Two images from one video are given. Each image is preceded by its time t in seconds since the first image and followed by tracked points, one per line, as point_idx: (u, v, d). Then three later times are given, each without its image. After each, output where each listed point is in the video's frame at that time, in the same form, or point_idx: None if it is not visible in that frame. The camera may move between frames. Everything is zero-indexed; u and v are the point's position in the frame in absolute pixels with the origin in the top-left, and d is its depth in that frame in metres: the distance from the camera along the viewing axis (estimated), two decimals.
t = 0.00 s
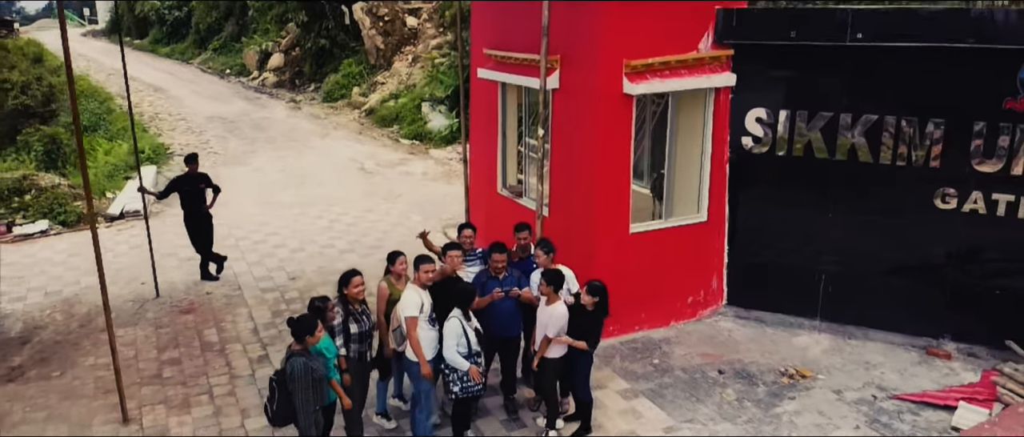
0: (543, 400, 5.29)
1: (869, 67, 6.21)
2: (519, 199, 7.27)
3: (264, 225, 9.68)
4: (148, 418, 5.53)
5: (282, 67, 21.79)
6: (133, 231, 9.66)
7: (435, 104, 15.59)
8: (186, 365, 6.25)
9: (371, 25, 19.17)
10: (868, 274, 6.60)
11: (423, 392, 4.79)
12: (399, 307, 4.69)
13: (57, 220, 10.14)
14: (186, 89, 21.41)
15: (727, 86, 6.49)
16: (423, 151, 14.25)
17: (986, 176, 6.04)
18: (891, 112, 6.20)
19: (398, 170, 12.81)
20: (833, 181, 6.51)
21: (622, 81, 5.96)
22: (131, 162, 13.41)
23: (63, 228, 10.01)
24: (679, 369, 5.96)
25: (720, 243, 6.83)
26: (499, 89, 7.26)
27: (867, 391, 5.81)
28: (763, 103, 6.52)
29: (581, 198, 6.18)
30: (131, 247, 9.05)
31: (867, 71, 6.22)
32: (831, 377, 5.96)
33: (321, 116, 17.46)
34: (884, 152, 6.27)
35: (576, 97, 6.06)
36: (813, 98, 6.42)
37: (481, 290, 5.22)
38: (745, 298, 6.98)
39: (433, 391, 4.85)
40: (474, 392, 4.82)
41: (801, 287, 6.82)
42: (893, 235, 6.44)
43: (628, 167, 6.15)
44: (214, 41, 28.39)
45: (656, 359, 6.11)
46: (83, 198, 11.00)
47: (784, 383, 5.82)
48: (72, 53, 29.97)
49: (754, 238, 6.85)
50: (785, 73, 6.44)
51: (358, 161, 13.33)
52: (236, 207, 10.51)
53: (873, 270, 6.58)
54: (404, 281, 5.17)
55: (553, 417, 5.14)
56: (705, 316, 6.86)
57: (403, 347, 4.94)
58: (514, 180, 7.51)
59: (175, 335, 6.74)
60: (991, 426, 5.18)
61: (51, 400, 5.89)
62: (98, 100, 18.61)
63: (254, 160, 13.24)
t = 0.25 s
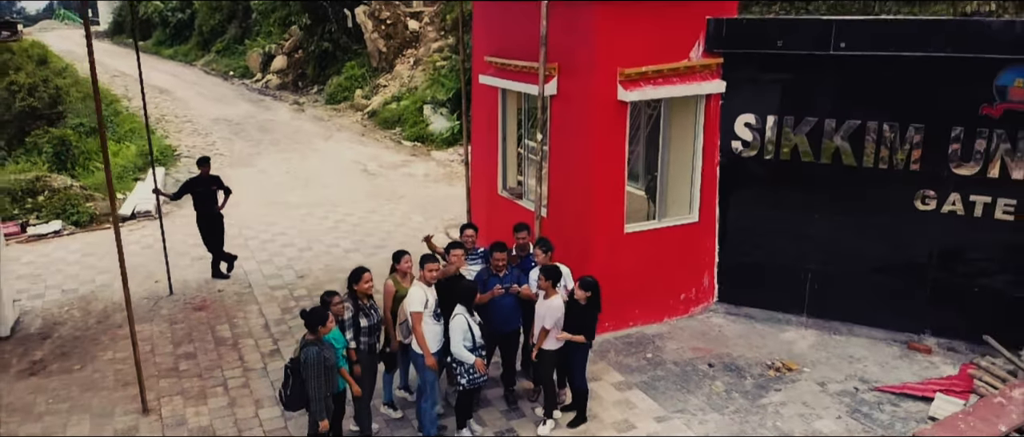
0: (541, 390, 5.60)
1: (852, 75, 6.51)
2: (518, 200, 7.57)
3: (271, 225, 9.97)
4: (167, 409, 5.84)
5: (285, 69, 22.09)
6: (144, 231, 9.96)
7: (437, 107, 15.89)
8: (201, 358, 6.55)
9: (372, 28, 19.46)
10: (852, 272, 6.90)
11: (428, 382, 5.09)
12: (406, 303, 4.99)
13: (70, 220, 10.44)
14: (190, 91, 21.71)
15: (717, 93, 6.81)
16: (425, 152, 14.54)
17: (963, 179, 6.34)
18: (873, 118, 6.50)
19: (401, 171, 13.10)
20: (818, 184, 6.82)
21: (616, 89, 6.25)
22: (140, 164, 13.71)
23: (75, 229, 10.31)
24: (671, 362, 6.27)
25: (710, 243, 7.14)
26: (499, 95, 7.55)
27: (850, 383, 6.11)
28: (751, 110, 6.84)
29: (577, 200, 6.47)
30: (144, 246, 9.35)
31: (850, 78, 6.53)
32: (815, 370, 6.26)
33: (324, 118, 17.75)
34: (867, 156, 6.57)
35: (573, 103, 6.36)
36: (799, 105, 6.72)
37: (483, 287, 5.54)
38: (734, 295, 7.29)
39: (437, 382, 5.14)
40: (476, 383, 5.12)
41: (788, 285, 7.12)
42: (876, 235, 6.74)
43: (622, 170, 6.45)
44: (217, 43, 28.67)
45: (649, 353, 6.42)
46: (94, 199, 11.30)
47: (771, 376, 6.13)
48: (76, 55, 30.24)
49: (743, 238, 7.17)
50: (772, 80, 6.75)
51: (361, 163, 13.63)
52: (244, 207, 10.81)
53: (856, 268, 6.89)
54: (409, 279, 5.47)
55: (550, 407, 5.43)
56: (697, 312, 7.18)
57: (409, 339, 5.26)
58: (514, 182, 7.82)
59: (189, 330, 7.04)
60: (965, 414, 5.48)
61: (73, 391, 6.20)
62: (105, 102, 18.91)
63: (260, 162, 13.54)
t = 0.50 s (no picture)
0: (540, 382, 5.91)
1: (837, 82, 6.83)
2: (518, 201, 7.89)
3: (279, 225, 10.29)
4: (184, 400, 6.15)
5: (288, 72, 22.41)
6: (156, 231, 10.28)
7: (438, 109, 16.18)
8: (215, 352, 6.86)
9: (375, 31, 19.77)
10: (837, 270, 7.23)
11: (434, 373, 5.40)
12: (412, 299, 5.31)
13: (83, 220, 10.75)
14: (195, 93, 22.03)
15: (707, 98, 7.12)
16: (427, 154, 14.84)
17: (942, 181, 6.65)
18: (856, 122, 6.82)
19: (403, 173, 13.41)
20: (805, 185, 7.14)
21: (611, 95, 6.56)
22: (148, 166, 14.02)
23: (88, 229, 10.61)
24: (663, 356, 6.58)
25: (702, 242, 7.47)
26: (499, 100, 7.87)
27: (834, 375, 6.41)
28: (741, 114, 7.15)
29: (574, 200, 6.79)
30: (155, 246, 9.67)
31: (834, 85, 6.84)
32: (801, 363, 6.57)
33: (327, 120, 18.06)
34: (851, 159, 6.89)
35: (570, 109, 6.67)
36: (786, 110, 7.04)
37: (484, 284, 5.83)
38: (725, 292, 7.62)
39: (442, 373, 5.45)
40: (479, 375, 5.43)
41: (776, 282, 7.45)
42: (860, 234, 7.06)
43: (616, 173, 6.76)
44: (221, 45, 28.98)
45: (643, 347, 6.73)
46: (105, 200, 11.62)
47: (758, 369, 6.43)
48: (81, 56, 30.55)
49: (733, 237, 7.49)
50: (760, 86, 7.06)
51: (365, 165, 13.94)
52: (251, 208, 11.12)
53: (841, 265, 7.21)
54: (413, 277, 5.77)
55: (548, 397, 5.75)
56: (689, 309, 7.50)
57: (415, 333, 5.58)
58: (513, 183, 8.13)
59: (202, 326, 7.35)
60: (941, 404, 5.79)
61: (94, 383, 6.51)
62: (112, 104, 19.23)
63: (266, 164, 13.85)
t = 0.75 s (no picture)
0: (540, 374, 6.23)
1: (822, 87, 7.14)
2: (517, 201, 8.21)
3: (286, 225, 10.61)
4: (200, 391, 6.47)
5: (291, 74, 22.74)
6: (166, 231, 10.60)
7: (440, 111, 16.50)
8: (228, 346, 7.18)
9: (377, 35, 20.09)
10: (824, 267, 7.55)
11: (438, 365, 5.72)
12: (419, 294, 5.64)
13: (95, 220, 11.06)
14: (199, 95, 22.36)
15: (699, 103, 7.45)
16: (429, 155, 15.16)
17: (923, 182, 6.97)
18: (841, 127, 7.13)
19: (406, 174, 13.73)
20: (793, 187, 7.46)
21: (607, 101, 6.88)
22: (156, 167, 14.34)
23: (100, 228, 10.93)
24: (657, 350, 6.90)
25: (694, 241, 7.80)
26: (500, 105, 8.17)
27: (819, 368, 6.72)
28: (731, 119, 7.47)
29: (573, 202, 7.11)
30: (166, 245, 9.99)
31: (821, 90, 7.15)
32: (788, 356, 6.88)
33: (331, 122, 18.39)
34: (836, 162, 7.21)
35: (569, 114, 6.99)
36: (775, 115, 7.34)
37: (486, 280, 6.15)
38: (717, 290, 7.95)
39: (446, 364, 5.76)
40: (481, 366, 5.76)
41: (765, 279, 7.78)
42: (845, 233, 7.38)
43: (612, 175, 7.08)
44: (224, 47, 29.30)
45: (637, 341, 7.05)
46: (117, 200, 11.94)
47: (747, 361, 6.75)
48: (85, 58, 30.86)
49: (724, 236, 7.82)
50: (750, 91, 7.38)
51: (368, 166, 14.26)
52: (258, 208, 11.45)
53: (828, 263, 7.53)
54: (418, 273, 6.08)
55: (547, 388, 6.09)
56: (682, 305, 7.82)
57: (421, 327, 5.90)
58: (513, 184, 8.45)
59: (215, 321, 7.67)
60: (919, 394, 6.09)
61: (113, 376, 6.83)
62: (118, 107, 19.55)
63: (271, 165, 14.19)
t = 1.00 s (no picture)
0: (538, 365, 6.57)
1: (808, 93, 7.47)
2: (517, 202, 8.54)
3: (292, 224, 10.94)
4: (216, 382, 6.80)
5: (294, 75, 23.07)
6: (177, 230, 10.93)
7: (442, 113, 16.83)
8: (240, 340, 7.51)
9: (379, 37, 20.41)
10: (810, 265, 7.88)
11: (442, 356, 6.06)
12: (424, 289, 5.99)
13: (107, 219, 11.38)
14: (204, 97, 22.69)
15: (691, 108, 7.78)
16: (431, 156, 15.49)
17: (905, 183, 7.29)
18: (826, 130, 7.46)
19: (408, 174, 14.06)
20: (781, 188, 7.78)
21: (603, 106, 7.20)
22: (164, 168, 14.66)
23: (112, 227, 11.25)
24: (650, 343, 7.23)
25: (686, 239, 8.13)
26: (500, 109, 8.48)
27: (805, 360, 7.05)
28: (721, 123, 7.80)
29: (570, 202, 7.45)
30: (177, 244, 10.32)
31: (807, 95, 7.48)
32: (776, 349, 7.21)
33: (334, 123, 18.72)
34: (821, 164, 7.54)
35: (566, 118, 7.33)
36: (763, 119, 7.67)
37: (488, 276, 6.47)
38: (708, 286, 8.28)
39: (450, 356, 6.10)
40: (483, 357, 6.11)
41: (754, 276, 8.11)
42: (831, 232, 7.71)
43: (607, 176, 7.41)
44: (227, 48, 29.62)
45: (632, 335, 7.38)
46: (127, 200, 12.27)
47: (736, 354, 7.08)
48: (89, 59, 31.18)
49: (715, 235, 8.14)
50: (740, 96, 7.71)
51: (371, 167, 14.59)
52: (265, 208, 11.78)
53: (815, 260, 7.86)
54: (423, 270, 6.42)
55: (545, 379, 6.42)
56: (675, 301, 8.16)
57: (426, 320, 6.25)
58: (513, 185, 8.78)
59: (227, 316, 8.00)
60: (898, 384, 6.42)
61: (132, 368, 7.16)
62: (125, 108, 19.88)
63: (277, 166, 14.52)
